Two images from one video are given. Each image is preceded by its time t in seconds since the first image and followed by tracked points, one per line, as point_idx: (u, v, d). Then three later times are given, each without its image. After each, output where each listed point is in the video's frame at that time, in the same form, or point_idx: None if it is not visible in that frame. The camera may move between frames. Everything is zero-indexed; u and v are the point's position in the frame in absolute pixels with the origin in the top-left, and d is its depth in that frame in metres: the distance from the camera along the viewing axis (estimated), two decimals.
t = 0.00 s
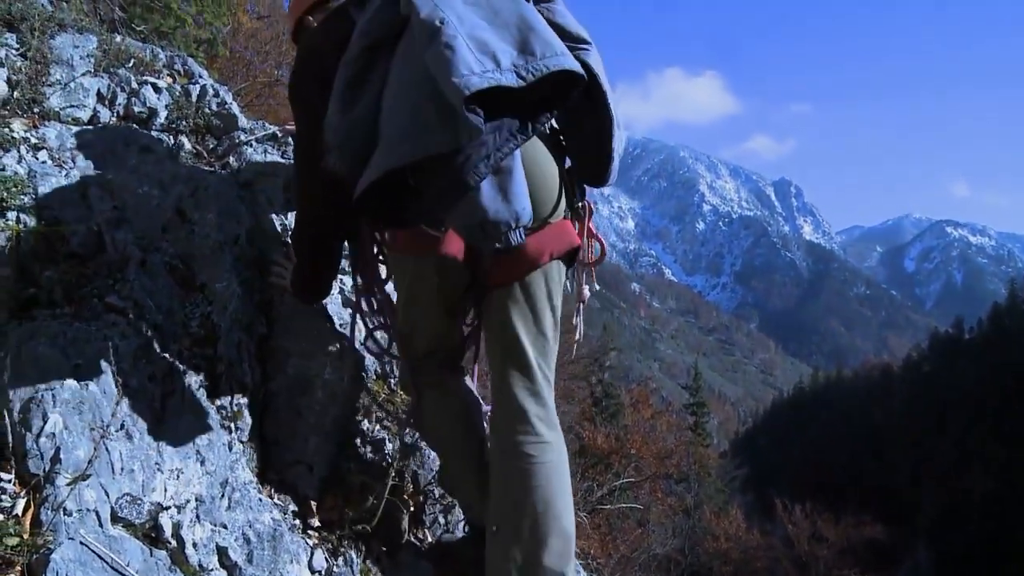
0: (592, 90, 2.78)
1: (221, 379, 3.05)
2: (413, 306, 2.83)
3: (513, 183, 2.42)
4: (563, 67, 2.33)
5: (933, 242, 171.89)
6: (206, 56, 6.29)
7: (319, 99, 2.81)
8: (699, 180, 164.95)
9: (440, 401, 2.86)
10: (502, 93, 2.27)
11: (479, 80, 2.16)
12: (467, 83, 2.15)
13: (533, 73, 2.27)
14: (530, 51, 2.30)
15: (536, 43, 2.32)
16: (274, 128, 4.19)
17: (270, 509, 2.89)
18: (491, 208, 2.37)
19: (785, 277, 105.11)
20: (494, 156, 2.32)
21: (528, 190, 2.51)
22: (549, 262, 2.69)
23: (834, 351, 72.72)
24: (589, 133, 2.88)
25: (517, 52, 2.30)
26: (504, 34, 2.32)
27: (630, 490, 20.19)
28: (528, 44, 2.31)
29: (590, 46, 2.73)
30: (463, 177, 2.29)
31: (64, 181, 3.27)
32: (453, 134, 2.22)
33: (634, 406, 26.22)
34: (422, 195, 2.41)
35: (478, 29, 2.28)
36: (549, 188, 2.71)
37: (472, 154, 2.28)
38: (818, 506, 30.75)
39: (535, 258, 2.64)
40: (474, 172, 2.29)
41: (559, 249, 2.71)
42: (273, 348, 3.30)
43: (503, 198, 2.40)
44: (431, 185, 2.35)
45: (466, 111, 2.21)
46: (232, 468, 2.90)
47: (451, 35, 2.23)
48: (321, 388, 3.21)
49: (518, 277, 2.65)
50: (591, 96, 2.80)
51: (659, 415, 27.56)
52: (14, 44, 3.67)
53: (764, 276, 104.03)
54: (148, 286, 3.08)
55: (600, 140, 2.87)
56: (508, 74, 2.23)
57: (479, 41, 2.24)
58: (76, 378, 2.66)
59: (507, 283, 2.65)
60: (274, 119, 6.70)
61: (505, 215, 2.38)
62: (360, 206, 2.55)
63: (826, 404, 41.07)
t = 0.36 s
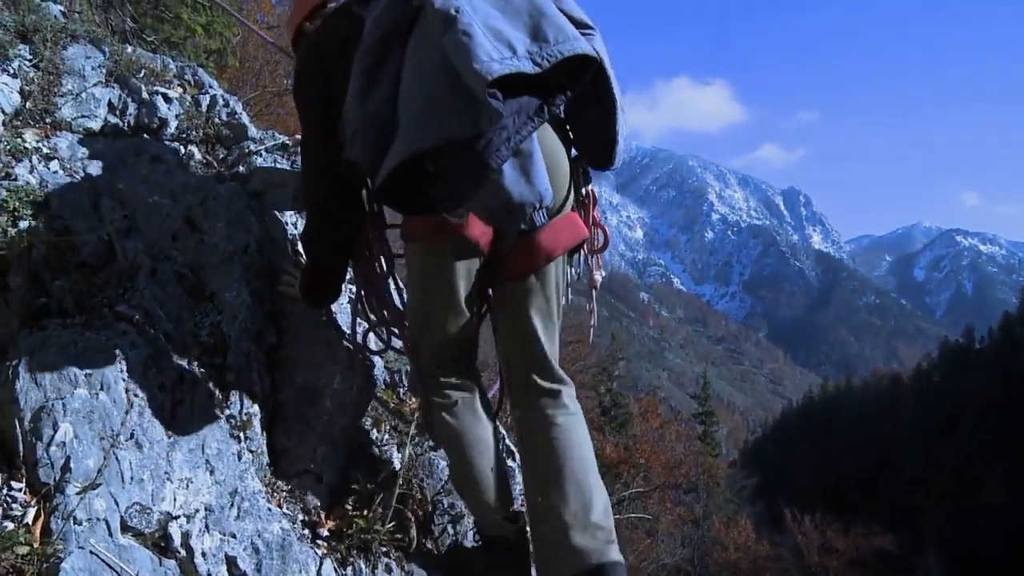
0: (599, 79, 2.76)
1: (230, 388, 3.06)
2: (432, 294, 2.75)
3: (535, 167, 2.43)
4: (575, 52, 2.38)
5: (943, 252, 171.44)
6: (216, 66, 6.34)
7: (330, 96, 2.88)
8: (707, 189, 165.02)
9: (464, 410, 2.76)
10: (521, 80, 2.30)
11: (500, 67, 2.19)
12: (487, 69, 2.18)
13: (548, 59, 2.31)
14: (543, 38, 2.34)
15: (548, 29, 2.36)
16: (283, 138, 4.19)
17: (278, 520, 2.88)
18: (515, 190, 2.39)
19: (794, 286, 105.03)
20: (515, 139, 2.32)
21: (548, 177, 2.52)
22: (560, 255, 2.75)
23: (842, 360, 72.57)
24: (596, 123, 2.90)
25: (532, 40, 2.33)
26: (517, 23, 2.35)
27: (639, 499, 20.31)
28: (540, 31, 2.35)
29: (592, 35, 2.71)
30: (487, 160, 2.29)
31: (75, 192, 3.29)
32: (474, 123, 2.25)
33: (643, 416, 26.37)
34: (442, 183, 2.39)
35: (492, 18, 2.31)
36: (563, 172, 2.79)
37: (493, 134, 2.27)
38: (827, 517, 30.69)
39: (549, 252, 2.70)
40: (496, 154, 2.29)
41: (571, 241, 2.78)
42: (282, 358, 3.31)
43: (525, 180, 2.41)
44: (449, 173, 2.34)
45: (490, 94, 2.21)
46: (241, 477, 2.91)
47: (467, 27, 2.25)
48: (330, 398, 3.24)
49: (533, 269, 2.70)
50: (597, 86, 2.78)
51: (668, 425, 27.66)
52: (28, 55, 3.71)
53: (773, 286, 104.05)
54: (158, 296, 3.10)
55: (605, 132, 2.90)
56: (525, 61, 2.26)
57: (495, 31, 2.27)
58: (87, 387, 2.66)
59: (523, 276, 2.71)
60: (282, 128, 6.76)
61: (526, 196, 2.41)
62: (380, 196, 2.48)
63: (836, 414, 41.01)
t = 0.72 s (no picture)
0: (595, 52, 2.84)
1: (239, 397, 3.06)
2: (448, 279, 2.69)
3: (529, 144, 2.46)
4: (568, 30, 2.45)
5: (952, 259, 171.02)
6: (225, 75, 6.38)
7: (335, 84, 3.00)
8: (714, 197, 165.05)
9: (483, 408, 2.66)
10: (510, 58, 2.37)
11: (487, 46, 2.27)
12: (475, 51, 2.25)
13: (539, 38, 2.38)
14: (535, 17, 2.41)
15: (541, 8, 2.43)
16: (291, 148, 4.18)
17: (285, 529, 2.89)
18: (507, 167, 2.41)
19: (801, 294, 104.93)
20: (510, 119, 2.39)
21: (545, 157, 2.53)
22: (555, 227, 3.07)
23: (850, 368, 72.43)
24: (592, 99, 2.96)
25: (525, 18, 2.40)
26: None
27: (646, 508, 20.33)
28: (532, 9, 2.42)
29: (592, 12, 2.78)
30: (480, 142, 2.36)
31: (85, 202, 3.31)
32: (465, 103, 2.31)
33: (649, 424, 26.37)
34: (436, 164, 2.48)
35: None
36: (561, 150, 2.84)
37: (486, 117, 2.34)
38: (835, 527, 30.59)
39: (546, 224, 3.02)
40: (490, 135, 2.36)
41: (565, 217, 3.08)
42: (292, 365, 3.31)
43: (521, 161, 2.43)
44: (443, 153, 2.41)
45: (477, 75, 2.29)
46: (249, 486, 2.92)
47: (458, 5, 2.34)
48: (336, 407, 3.20)
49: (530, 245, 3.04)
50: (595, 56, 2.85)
51: (675, 434, 27.62)
52: (39, 64, 3.74)
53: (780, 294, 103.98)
54: (166, 304, 3.11)
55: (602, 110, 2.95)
56: (516, 39, 2.33)
57: (486, 11, 2.35)
58: (94, 395, 2.67)
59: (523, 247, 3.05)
60: (290, 136, 6.79)
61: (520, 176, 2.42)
62: (380, 176, 2.60)
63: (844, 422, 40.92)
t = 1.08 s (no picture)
0: (592, 82, 2.82)
1: (242, 405, 3.06)
2: (451, 290, 2.69)
3: (507, 174, 2.52)
4: (565, 73, 2.40)
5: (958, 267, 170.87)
6: (230, 82, 6.40)
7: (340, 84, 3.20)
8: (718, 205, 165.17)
9: (495, 415, 2.67)
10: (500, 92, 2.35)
11: (476, 84, 2.24)
12: (465, 87, 2.23)
13: (533, 76, 2.34)
14: (531, 55, 2.37)
15: (538, 46, 2.38)
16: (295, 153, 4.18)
17: (289, 538, 2.88)
18: (481, 196, 2.46)
19: (805, 301, 104.91)
20: (492, 146, 2.46)
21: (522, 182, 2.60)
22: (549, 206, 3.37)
23: (855, 375, 72.39)
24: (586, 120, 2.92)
25: (520, 53, 2.36)
26: (509, 31, 2.38)
27: (650, 515, 20.35)
28: (529, 46, 2.38)
29: (597, 37, 2.76)
30: (464, 162, 2.43)
31: (89, 207, 3.33)
32: (449, 127, 2.29)
33: (653, 430, 26.39)
34: (423, 176, 2.55)
35: (484, 27, 2.33)
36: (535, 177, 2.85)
37: (475, 146, 2.41)
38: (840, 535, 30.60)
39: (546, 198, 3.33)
40: (472, 161, 2.42)
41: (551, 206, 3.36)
42: (296, 375, 3.32)
43: (495, 191, 2.49)
44: (429, 168, 2.48)
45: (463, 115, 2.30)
46: (252, 496, 2.91)
47: (458, 32, 2.29)
48: (341, 414, 3.23)
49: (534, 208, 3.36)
50: (591, 89, 2.84)
51: (679, 441, 27.61)
52: (45, 73, 3.79)
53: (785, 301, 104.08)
54: (172, 308, 3.11)
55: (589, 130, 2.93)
56: (508, 77, 2.30)
57: (484, 43, 2.31)
58: (100, 401, 2.67)
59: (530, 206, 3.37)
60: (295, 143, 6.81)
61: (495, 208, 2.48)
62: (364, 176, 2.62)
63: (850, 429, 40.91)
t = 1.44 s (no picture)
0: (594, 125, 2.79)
1: (247, 410, 3.07)
2: (448, 296, 2.73)
3: (510, 198, 2.58)
4: (578, 107, 2.37)
5: (964, 271, 170.53)
6: (235, 88, 6.41)
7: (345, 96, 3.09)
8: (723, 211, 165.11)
9: (489, 420, 2.66)
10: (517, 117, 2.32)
11: (501, 111, 2.20)
12: (488, 112, 2.19)
13: (550, 108, 2.31)
14: (550, 86, 2.33)
15: (556, 78, 2.35)
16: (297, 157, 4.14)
17: (295, 542, 2.89)
18: (486, 217, 2.52)
19: (810, 307, 104.80)
20: (499, 171, 2.48)
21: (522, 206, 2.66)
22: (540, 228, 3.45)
23: (861, 380, 72.26)
24: (583, 152, 2.90)
25: (540, 84, 2.32)
26: (531, 62, 2.35)
27: (655, 522, 20.34)
28: (549, 77, 2.34)
29: (601, 73, 2.78)
30: (471, 181, 2.44)
31: (94, 212, 3.35)
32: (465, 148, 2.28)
33: (659, 437, 26.37)
34: (428, 189, 2.53)
35: (508, 55, 2.30)
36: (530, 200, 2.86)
37: (483, 170, 2.44)
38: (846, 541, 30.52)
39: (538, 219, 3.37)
40: (478, 181, 2.44)
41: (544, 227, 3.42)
42: (300, 379, 3.33)
43: (498, 212, 2.55)
44: (436, 182, 2.46)
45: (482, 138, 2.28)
46: (258, 500, 2.91)
47: (484, 56, 2.25)
48: (345, 418, 3.23)
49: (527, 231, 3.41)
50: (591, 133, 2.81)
51: (684, 447, 27.57)
52: (52, 78, 3.81)
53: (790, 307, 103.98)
54: (177, 315, 3.12)
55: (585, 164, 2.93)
56: (528, 106, 2.27)
57: (508, 71, 2.26)
58: (105, 407, 2.68)
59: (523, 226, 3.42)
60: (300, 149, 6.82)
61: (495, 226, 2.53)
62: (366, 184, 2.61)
63: (855, 434, 40.82)
